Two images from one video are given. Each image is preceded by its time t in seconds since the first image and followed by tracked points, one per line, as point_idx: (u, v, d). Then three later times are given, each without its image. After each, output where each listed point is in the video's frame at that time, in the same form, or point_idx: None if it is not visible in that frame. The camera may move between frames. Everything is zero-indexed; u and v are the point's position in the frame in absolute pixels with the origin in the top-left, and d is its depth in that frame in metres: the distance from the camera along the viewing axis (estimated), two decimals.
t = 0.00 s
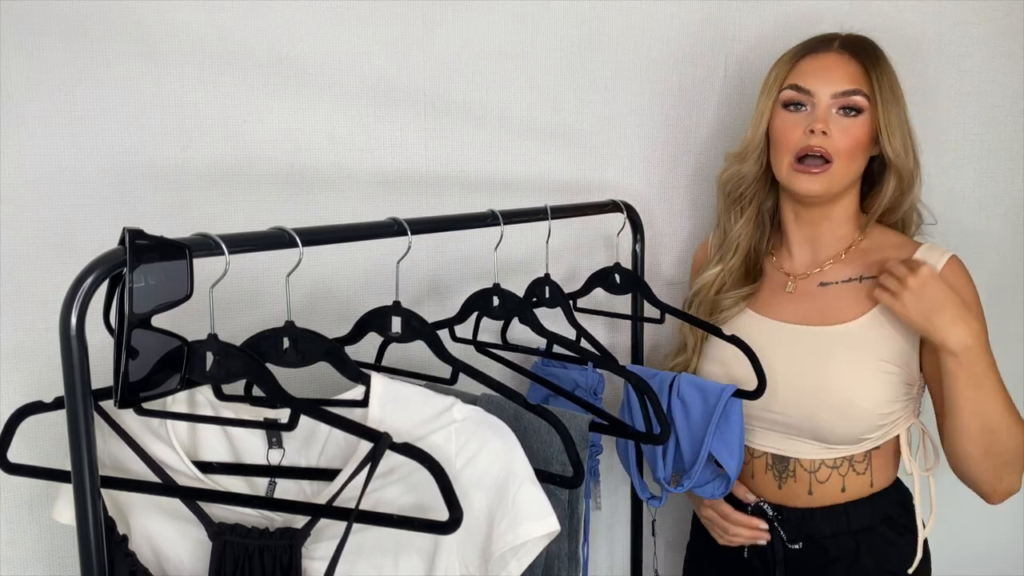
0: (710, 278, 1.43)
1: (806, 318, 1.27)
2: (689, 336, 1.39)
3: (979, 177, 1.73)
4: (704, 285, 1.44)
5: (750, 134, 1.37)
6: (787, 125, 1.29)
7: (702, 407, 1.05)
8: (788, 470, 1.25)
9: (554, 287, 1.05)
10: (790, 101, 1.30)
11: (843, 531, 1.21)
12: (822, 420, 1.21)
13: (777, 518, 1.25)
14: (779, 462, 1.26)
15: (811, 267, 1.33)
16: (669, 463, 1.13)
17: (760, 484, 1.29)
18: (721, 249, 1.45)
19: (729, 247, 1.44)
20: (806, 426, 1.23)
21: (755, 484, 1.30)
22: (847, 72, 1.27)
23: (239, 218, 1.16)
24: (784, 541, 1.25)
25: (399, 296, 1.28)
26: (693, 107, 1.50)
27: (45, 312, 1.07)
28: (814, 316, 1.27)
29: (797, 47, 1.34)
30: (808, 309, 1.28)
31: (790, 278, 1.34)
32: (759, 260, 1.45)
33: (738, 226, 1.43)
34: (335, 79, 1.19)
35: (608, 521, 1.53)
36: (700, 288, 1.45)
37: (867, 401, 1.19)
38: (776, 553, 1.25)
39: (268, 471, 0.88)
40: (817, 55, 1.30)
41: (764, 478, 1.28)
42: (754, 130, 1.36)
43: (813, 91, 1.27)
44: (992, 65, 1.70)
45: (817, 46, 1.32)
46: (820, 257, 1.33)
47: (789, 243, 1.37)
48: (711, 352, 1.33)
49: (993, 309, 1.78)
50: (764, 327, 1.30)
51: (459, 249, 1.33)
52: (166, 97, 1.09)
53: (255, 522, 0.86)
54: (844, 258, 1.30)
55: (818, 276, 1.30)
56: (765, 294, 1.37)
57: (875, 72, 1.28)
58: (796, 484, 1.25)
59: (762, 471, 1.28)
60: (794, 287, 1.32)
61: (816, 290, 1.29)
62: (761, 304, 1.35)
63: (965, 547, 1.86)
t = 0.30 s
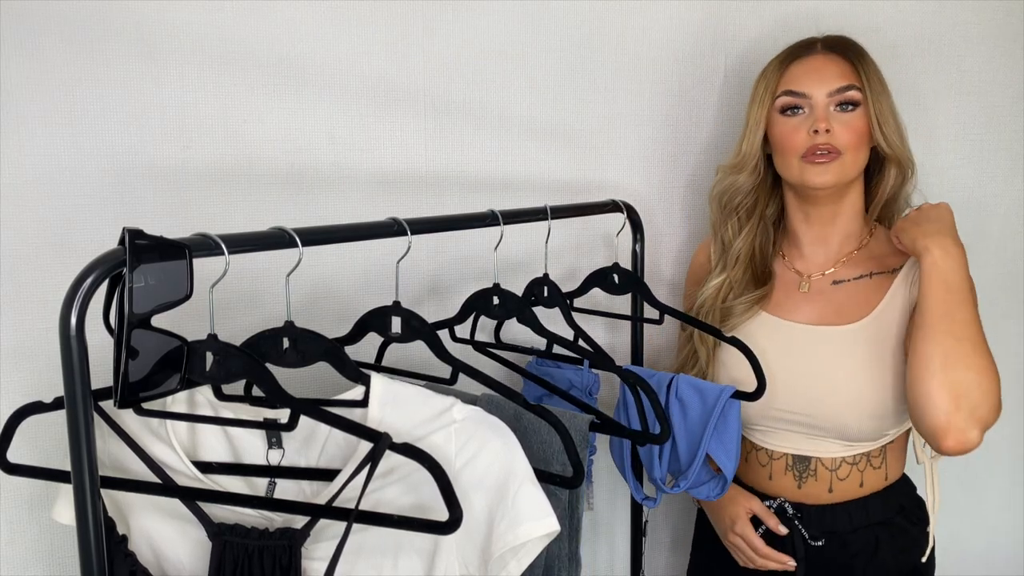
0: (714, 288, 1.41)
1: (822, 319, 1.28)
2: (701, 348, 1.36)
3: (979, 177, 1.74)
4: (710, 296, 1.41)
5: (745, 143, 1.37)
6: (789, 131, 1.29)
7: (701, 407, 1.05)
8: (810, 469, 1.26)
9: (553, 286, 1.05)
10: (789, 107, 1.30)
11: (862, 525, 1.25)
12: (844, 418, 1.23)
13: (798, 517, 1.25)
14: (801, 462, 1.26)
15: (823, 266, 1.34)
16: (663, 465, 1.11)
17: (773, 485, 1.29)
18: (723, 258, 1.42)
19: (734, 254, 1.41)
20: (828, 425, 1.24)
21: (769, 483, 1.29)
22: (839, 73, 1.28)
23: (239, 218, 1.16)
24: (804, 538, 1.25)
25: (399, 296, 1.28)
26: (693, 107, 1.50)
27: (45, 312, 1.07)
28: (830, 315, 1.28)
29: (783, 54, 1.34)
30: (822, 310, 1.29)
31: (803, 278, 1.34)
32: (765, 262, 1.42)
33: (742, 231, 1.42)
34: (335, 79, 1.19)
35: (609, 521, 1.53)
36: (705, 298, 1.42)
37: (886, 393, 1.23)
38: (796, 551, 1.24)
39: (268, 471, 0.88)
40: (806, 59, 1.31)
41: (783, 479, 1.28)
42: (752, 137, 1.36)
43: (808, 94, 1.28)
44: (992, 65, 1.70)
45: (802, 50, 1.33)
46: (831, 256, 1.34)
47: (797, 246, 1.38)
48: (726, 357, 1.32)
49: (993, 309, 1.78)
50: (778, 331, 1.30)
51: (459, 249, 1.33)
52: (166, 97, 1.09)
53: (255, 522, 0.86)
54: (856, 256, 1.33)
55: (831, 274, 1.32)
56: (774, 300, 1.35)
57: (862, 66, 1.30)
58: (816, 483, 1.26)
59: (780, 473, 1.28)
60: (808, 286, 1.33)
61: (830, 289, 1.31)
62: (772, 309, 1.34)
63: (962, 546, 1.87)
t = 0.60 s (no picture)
0: (713, 286, 1.41)
1: (824, 319, 1.29)
2: (702, 351, 1.35)
3: (979, 177, 1.74)
4: (710, 295, 1.41)
5: (745, 149, 1.37)
6: (790, 141, 1.29)
7: (704, 407, 1.05)
8: (814, 467, 1.26)
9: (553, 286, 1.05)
10: (790, 117, 1.30)
11: (865, 523, 1.25)
12: (849, 414, 1.23)
13: (802, 517, 1.25)
14: (804, 460, 1.26)
15: (825, 265, 1.34)
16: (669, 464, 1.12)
17: (774, 485, 1.29)
18: (724, 258, 1.42)
19: (735, 253, 1.41)
20: (833, 422, 1.24)
21: (773, 482, 1.29)
22: (839, 80, 1.28)
23: (239, 218, 1.16)
24: (809, 538, 1.25)
25: (399, 296, 1.28)
26: (693, 106, 1.50)
27: (45, 312, 1.07)
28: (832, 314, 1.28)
29: (781, 60, 1.34)
30: (825, 308, 1.30)
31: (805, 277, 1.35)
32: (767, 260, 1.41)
33: (743, 231, 1.42)
34: (335, 79, 1.19)
35: (609, 521, 1.53)
36: (705, 298, 1.41)
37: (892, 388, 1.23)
38: (801, 551, 1.24)
39: (268, 471, 0.88)
40: (804, 66, 1.30)
41: (786, 477, 1.28)
42: (752, 144, 1.36)
43: (807, 101, 1.28)
44: (992, 65, 1.70)
45: (800, 57, 1.32)
46: (834, 255, 1.34)
47: (800, 245, 1.38)
48: (728, 356, 1.32)
49: (992, 309, 1.79)
50: (780, 328, 1.29)
51: (459, 249, 1.33)
52: (167, 97, 1.09)
53: (255, 522, 0.85)
54: (859, 254, 1.33)
55: (833, 272, 1.32)
56: (777, 299, 1.35)
57: (860, 69, 1.30)
58: (821, 481, 1.26)
59: (784, 472, 1.28)
60: (811, 284, 1.33)
61: (834, 286, 1.31)
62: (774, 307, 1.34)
63: (962, 545, 1.87)
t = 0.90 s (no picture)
0: (712, 278, 1.40)
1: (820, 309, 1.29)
2: (699, 341, 1.36)
3: (979, 177, 1.74)
4: (707, 287, 1.41)
5: (742, 157, 1.36)
6: (785, 165, 1.28)
7: (708, 406, 1.05)
8: (809, 463, 1.26)
9: (554, 286, 1.05)
10: (786, 141, 1.27)
11: (865, 526, 1.24)
12: (847, 406, 1.23)
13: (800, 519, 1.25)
14: (800, 455, 1.27)
15: (819, 259, 1.35)
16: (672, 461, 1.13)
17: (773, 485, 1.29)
18: (721, 252, 1.42)
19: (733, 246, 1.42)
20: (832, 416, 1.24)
21: (772, 480, 1.30)
22: (837, 106, 1.24)
23: (239, 218, 1.16)
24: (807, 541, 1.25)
25: (399, 296, 1.28)
26: (693, 107, 1.50)
27: (45, 312, 1.07)
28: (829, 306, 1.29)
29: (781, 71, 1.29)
30: (820, 300, 1.30)
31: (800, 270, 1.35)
32: (763, 253, 1.43)
33: (741, 226, 1.42)
34: (335, 79, 1.19)
35: (609, 521, 1.53)
36: (702, 290, 1.41)
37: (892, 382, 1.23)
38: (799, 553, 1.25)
39: (268, 471, 0.88)
40: (804, 90, 1.25)
41: (784, 475, 1.28)
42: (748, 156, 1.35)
43: (805, 129, 1.25)
44: (992, 65, 1.70)
45: (801, 76, 1.26)
46: (828, 250, 1.35)
47: (794, 240, 1.38)
48: (725, 350, 1.32)
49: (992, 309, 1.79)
50: (779, 323, 1.29)
51: (459, 249, 1.33)
52: (167, 97, 1.09)
53: (255, 522, 0.85)
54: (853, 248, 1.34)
55: (827, 266, 1.33)
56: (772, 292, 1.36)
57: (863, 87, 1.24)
58: (818, 479, 1.26)
59: (783, 469, 1.28)
60: (805, 278, 1.34)
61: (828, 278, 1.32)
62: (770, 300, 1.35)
63: (961, 545, 1.87)
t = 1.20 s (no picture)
0: (715, 281, 1.40)
1: (823, 308, 1.29)
2: (697, 343, 1.37)
3: (979, 177, 1.74)
4: (709, 290, 1.41)
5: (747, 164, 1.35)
6: (786, 180, 1.28)
7: (706, 406, 1.05)
8: (814, 462, 1.26)
9: (553, 286, 1.05)
10: (789, 158, 1.26)
11: (868, 525, 1.24)
12: (850, 404, 1.23)
13: (804, 519, 1.25)
14: (805, 454, 1.26)
15: (821, 260, 1.35)
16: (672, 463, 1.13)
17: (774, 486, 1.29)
18: (724, 256, 1.42)
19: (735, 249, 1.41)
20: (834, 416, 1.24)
21: (775, 480, 1.29)
22: (841, 126, 1.23)
23: (239, 218, 1.16)
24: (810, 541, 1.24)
25: (399, 296, 1.28)
26: (693, 107, 1.50)
27: (45, 312, 1.07)
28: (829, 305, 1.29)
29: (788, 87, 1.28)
30: (822, 299, 1.31)
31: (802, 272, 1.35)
32: (767, 254, 1.42)
33: (744, 230, 1.42)
34: (335, 79, 1.19)
35: (609, 521, 1.53)
36: (704, 293, 1.41)
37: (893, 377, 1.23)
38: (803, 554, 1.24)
39: (268, 471, 0.88)
40: (808, 110, 1.24)
41: (788, 474, 1.28)
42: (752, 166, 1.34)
43: (809, 148, 1.24)
44: (992, 65, 1.70)
45: (806, 95, 1.25)
46: (828, 250, 1.35)
47: (796, 242, 1.39)
48: (726, 352, 1.32)
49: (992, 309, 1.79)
50: (778, 322, 1.30)
51: (459, 249, 1.33)
52: (167, 97, 1.09)
53: (255, 522, 0.86)
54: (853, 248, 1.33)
55: (828, 266, 1.33)
56: (774, 292, 1.37)
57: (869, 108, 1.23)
58: (822, 477, 1.26)
59: (786, 469, 1.28)
60: (807, 278, 1.34)
61: (829, 279, 1.32)
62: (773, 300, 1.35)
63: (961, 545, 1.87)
